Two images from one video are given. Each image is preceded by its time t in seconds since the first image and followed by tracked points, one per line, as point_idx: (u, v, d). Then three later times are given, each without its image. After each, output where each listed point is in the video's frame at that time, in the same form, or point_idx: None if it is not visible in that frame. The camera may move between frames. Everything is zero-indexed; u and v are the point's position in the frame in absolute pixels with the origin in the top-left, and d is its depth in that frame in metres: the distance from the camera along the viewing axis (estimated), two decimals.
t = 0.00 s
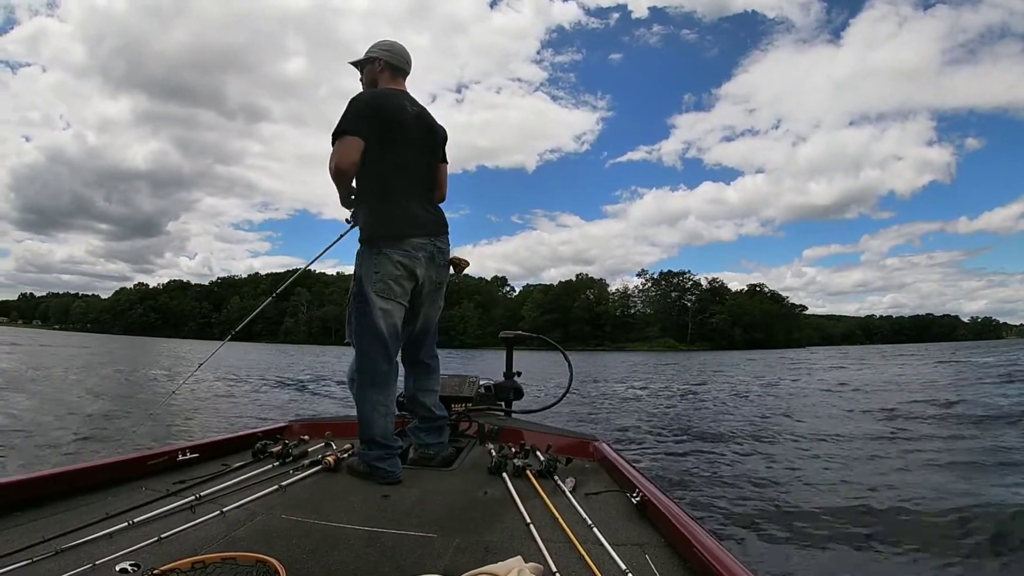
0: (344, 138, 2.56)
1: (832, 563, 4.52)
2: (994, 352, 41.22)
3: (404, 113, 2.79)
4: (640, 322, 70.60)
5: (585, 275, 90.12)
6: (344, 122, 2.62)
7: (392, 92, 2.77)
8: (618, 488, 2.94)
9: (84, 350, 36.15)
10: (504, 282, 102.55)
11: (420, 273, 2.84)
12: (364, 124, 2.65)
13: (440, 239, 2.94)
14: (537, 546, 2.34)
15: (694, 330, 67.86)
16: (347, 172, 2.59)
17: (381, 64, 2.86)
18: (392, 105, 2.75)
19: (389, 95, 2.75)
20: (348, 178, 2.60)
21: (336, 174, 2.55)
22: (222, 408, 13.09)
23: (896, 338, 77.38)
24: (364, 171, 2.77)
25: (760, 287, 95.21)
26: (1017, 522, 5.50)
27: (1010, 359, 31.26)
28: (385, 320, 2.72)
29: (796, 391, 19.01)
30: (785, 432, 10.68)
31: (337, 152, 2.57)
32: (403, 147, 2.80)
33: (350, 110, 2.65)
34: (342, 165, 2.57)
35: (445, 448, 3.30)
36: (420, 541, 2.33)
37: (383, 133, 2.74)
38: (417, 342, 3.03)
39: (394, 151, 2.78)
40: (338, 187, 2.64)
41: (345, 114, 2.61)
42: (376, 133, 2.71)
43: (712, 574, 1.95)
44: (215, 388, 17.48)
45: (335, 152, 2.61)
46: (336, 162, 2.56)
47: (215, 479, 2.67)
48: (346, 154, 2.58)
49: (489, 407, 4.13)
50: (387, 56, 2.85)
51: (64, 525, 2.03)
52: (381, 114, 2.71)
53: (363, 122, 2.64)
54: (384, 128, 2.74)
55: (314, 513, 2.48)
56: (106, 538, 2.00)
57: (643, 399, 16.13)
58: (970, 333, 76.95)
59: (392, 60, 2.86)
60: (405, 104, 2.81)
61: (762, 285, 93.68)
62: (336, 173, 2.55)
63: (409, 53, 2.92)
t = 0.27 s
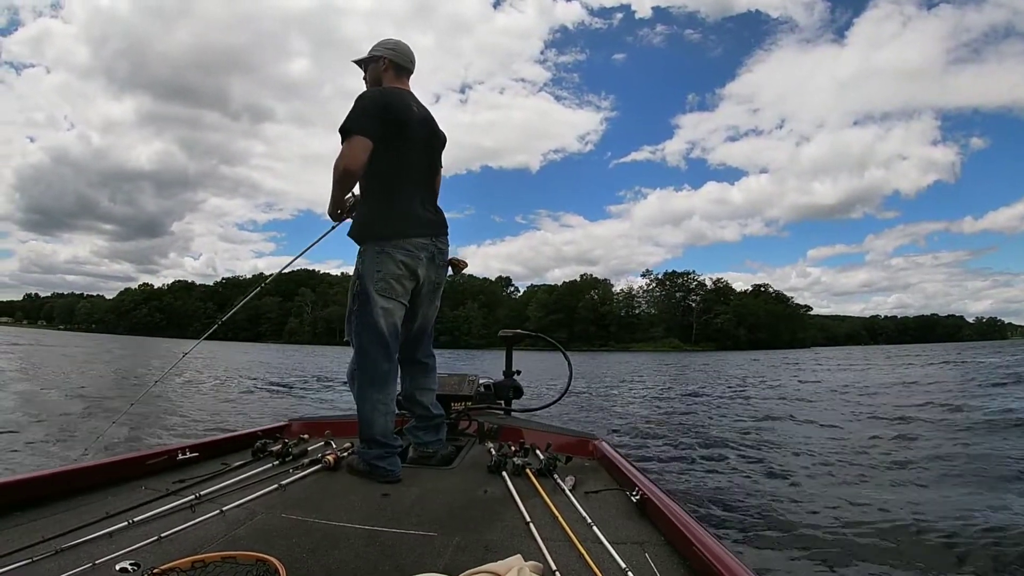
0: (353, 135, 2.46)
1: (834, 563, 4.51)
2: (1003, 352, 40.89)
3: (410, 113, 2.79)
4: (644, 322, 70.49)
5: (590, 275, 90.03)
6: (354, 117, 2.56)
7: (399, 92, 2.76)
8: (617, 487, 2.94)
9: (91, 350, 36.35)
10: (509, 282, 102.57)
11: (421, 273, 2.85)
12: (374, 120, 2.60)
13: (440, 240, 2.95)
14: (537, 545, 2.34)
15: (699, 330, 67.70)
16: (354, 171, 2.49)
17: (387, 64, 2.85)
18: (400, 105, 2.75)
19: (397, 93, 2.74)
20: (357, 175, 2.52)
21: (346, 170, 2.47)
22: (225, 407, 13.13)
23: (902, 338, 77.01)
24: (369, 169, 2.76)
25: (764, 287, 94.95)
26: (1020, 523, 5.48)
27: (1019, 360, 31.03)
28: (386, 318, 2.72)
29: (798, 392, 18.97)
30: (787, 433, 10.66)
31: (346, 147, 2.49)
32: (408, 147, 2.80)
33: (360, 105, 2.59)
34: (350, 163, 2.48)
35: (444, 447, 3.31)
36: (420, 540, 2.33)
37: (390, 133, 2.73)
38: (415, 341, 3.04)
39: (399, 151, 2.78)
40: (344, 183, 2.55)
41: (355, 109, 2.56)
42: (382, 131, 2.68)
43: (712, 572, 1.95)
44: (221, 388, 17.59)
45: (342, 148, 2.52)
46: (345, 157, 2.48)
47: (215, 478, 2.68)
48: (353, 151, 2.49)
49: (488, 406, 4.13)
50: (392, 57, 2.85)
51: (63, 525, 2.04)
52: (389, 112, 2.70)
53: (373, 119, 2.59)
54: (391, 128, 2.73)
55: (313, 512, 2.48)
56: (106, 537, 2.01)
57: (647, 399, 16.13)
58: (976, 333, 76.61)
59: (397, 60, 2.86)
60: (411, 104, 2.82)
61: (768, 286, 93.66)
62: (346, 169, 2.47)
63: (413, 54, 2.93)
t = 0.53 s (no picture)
0: (361, 130, 2.45)
1: (837, 563, 4.49)
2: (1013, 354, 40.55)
3: (412, 113, 2.79)
4: (650, 323, 70.30)
5: (594, 275, 89.94)
6: (360, 114, 2.54)
7: (402, 91, 2.76)
8: (617, 487, 2.93)
9: (98, 352, 36.55)
10: (514, 283, 102.56)
11: (420, 273, 2.85)
12: (379, 118, 2.59)
13: (439, 241, 2.97)
14: (537, 545, 2.34)
15: (705, 331, 67.50)
16: (360, 165, 2.48)
17: (388, 65, 2.86)
18: (404, 104, 2.75)
19: (400, 93, 2.74)
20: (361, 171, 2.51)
21: (352, 166, 2.46)
22: (230, 408, 13.18)
23: (909, 340, 76.67)
24: (371, 167, 2.76)
25: (770, 288, 94.60)
26: None
27: None
28: (387, 318, 2.72)
29: (803, 393, 18.92)
30: (789, 433, 10.64)
31: (351, 143, 2.48)
32: (410, 147, 2.80)
33: (366, 102, 2.58)
34: (356, 158, 2.47)
35: (444, 447, 3.31)
36: (420, 540, 2.33)
37: (393, 132, 2.74)
38: (413, 341, 3.04)
39: (401, 151, 2.78)
40: (348, 180, 2.53)
41: (359, 105, 2.56)
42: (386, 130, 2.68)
43: (712, 572, 1.94)
44: (227, 389, 17.71)
45: (347, 143, 2.51)
46: (350, 152, 2.47)
47: (215, 479, 2.68)
48: (359, 146, 2.47)
49: (488, 406, 4.13)
50: (394, 57, 2.85)
51: (63, 526, 2.04)
52: (394, 111, 2.70)
53: (379, 116, 2.58)
54: (395, 127, 2.73)
55: (313, 512, 2.48)
56: (106, 539, 2.01)
57: (651, 399, 16.12)
58: (983, 334, 76.19)
59: (400, 60, 2.86)
60: (413, 104, 2.83)
61: (773, 286, 93.49)
62: (352, 163, 2.46)
63: (414, 54, 2.92)
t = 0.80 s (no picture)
0: (362, 134, 2.45)
1: (841, 565, 4.48)
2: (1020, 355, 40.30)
3: (412, 114, 2.79)
4: (654, 323, 70.12)
5: (599, 275, 89.89)
6: (361, 115, 2.54)
7: (402, 92, 2.76)
8: (618, 487, 2.93)
9: (104, 351, 36.71)
10: (518, 283, 102.52)
11: (420, 274, 2.85)
12: (380, 120, 2.59)
13: (440, 241, 2.97)
14: (538, 546, 2.33)
15: (709, 331, 67.35)
16: (361, 169, 2.49)
17: (388, 66, 2.85)
18: (404, 104, 2.75)
19: (400, 93, 2.74)
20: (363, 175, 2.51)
21: (352, 170, 2.46)
22: (235, 408, 13.23)
23: (914, 340, 76.35)
24: (372, 167, 2.77)
25: (775, 288, 94.39)
26: None
27: None
28: (387, 320, 2.72)
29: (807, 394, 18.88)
30: (792, 434, 10.63)
31: (353, 147, 2.48)
32: (410, 148, 2.81)
33: (367, 104, 2.58)
34: (357, 161, 2.47)
35: (445, 448, 3.31)
36: (420, 541, 2.33)
37: (393, 133, 2.74)
38: (413, 342, 3.04)
39: (401, 151, 2.78)
40: (349, 183, 2.53)
41: (360, 108, 2.55)
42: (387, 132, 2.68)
43: (712, 573, 1.94)
44: (231, 388, 17.77)
45: (348, 146, 2.51)
46: (351, 156, 2.47)
47: (216, 480, 2.69)
48: (360, 149, 2.48)
49: (489, 407, 4.13)
50: (393, 58, 2.85)
51: (64, 527, 2.05)
52: (394, 113, 2.70)
53: (379, 118, 2.58)
54: (395, 128, 2.74)
55: (314, 513, 2.48)
56: (107, 539, 2.02)
57: (656, 400, 16.09)
58: (989, 334, 75.93)
59: (400, 60, 2.86)
60: (413, 104, 2.83)
61: (778, 287, 93.21)
62: (353, 167, 2.46)
63: (414, 54, 2.92)
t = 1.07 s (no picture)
0: (357, 133, 2.44)
1: (843, 566, 4.47)
2: None
3: (410, 113, 2.79)
4: (658, 323, 69.98)
5: (601, 275, 89.84)
6: (358, 114, 2.54)
7: (399, 90, 2.76)
8: (619, 488, 2.93)
9: (108, 350, 36.79)
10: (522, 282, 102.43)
11: (419, 273, 2.86)
12: (377, 118, 2.59)
13: (438, 240, 2.97)
14: (538, 546, 2.33)
15: (713, 331, 67.23)
16: (356, 166, 2.48)
17: (385, 65, 2.85)
18: (402, 103, 2.75)
19: (398, 92, 2.74)
20: (359, 172, 2.50)
21: (348, 167, 2.46)
22: (237, 407, 13.27)
23: (919, 340, 76.11)
24: (369, 166, 2.76)
25: (778, 288, 94.13)
26: None
27: None
28: (387, 318, 2.72)
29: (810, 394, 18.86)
30: (794, 434, 10.61)
31: (349, 144, 2.48)
32: (408, 148, 2.81)
33: (364, 102, 2.57)
34: (352, 159, 2.47)
35: (446, 448, 3.31)
36: (420, 540, 2.33)
37: (391, 132, 2.74)
38: (412, 341, 3.04)
39: (399, 150, 2.79)
40: (346, 181, 2.53)
41: (356, 106, 2.55)
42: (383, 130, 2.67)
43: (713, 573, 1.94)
44: (234, 388, 17.78)
45: (344, 144, 2.51)
46: (347, 154, 2.47)
47: (216, 478, 2.69)
48: (356, 147, 2.47)
49: (489, 407, 4.13)
50: (390, 57, 2.85)
51: (65, 525, 2.06)
52: (391, 112, 2.69)
53: (376, 116, 2.58)
54: (393, 127, 2.74)
55: (315, 512, 2.49)
56: (107, 537, 2.02)
57: (659, 400, 16.07)
58: (993, 333, 75.70)
59: (398, 59, 2.87)
60: (411, 103, 2.83)
61: (781, 286, 93.02)
62: (349, 165, 2.46)
63: (412, 54, 2.92)
